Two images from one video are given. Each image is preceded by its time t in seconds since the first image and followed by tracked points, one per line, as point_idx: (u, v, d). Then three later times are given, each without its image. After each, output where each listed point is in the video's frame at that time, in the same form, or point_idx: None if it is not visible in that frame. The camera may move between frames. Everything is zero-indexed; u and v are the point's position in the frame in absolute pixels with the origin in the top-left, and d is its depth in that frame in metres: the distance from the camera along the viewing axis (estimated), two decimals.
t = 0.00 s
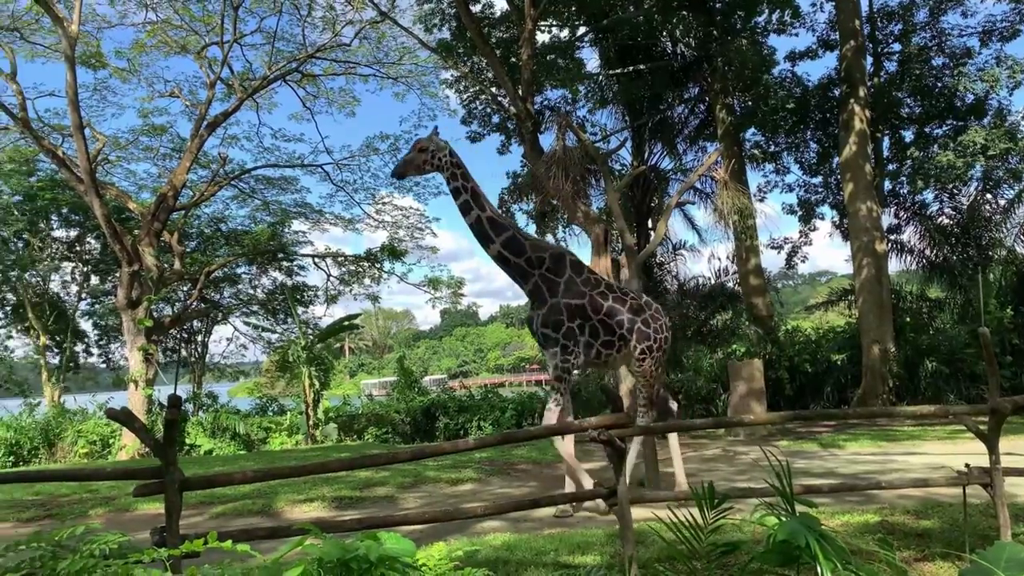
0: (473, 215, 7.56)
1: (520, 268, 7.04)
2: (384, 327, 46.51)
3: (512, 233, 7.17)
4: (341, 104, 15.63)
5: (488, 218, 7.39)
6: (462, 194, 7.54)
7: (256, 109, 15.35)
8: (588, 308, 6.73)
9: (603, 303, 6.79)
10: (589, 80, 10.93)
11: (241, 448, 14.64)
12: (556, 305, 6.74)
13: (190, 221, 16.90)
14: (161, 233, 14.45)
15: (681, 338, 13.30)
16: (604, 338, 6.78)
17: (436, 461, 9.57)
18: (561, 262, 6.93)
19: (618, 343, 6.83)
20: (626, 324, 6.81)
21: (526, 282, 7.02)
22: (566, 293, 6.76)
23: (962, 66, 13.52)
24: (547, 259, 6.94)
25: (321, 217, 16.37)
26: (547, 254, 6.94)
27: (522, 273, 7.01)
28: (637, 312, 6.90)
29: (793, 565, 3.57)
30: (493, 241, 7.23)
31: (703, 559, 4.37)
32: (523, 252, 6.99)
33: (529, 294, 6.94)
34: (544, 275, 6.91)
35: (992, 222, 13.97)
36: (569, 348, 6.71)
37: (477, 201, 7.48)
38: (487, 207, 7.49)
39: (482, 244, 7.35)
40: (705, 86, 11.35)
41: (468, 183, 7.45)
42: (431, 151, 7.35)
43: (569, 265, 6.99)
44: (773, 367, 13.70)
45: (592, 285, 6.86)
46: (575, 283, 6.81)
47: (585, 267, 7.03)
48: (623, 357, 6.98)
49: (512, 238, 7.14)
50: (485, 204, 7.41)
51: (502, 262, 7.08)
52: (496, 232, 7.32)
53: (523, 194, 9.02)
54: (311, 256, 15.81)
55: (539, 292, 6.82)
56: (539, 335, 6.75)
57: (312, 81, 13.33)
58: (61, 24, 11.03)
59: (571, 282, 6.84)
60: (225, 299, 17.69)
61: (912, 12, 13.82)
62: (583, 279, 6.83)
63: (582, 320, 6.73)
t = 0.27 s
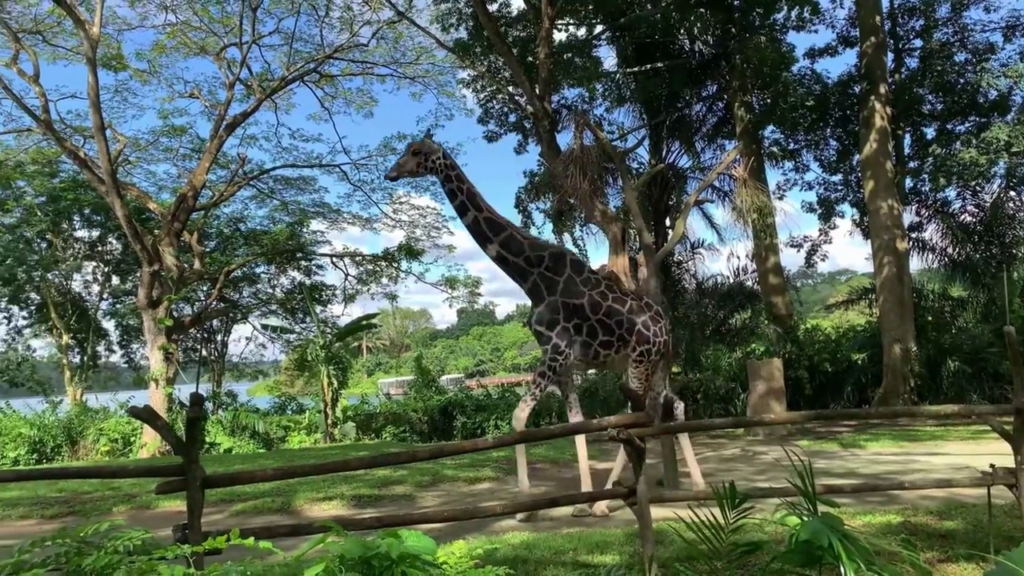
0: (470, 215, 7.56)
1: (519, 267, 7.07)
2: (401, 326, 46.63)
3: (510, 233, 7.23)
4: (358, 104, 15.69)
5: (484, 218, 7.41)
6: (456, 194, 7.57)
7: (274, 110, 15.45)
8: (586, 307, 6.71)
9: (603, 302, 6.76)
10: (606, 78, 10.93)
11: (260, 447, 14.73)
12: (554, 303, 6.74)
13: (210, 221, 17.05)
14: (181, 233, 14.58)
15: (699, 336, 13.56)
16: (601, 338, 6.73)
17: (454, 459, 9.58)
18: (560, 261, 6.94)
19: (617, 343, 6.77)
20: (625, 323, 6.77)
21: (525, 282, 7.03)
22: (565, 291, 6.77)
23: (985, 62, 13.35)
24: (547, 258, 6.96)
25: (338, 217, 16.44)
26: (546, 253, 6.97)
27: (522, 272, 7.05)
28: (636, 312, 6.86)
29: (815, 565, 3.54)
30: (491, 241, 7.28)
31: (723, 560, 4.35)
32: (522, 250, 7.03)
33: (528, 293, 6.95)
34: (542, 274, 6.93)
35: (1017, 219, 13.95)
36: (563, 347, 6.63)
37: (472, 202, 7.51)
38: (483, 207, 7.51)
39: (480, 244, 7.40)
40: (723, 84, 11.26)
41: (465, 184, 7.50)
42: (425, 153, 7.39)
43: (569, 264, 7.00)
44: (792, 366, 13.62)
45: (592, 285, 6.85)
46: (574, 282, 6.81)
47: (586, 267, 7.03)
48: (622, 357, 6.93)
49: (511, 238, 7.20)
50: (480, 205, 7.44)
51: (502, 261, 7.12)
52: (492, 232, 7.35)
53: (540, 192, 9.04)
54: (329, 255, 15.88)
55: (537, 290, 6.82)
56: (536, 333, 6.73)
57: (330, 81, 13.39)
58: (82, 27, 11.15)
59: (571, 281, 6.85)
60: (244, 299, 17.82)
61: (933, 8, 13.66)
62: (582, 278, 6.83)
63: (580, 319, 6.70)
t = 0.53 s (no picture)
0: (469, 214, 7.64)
1: (513, 269, 7.10)
2: (425, 326, 46.78)
3: (506, 235, 7.27)
4: (382, 105, 15.79)
5: (482, 219, 7.50)
6: (457, 192, 7.67)
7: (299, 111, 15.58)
8: (581, 307, 6.73)
9: (597, 302, 6.76)
10: (630, 77, 10.92)
11: (287, 445, 14.86)
12: (547, 305, 6.75)
13: (236, 222, 17.24)
14: (208, 233, 14.74)
15: (724, 336, 13.51)
16: (598, 338, 6.73)
17: (479, 458, 9.60)
18: (555, 264, 6.97)
19: (614, 342, 6.76)
20: (621, 322, 6.76)
21: (519, 284, 7.05)
22: (559, 293, 6.79)
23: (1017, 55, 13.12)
24: (541, 261, 7.00)
25: (363, 217, 16.54)
26: (541, 255, 7.01)
27: (516, 274, 7.06)
28: (632, 309, 6.84)
29: (846, 566, 3.51)
30: (487, 242, 7.33)
31: (753, 560, 4.31)
32: (517, 252, 7.06)
33: (523, 295, 6.97)
34: (536, 276, 6.95)
35: None
36: (557, 349, 6.68)
37: (471, 201, 7.60)
38: (481, 207, 7.59)
39: (477, 245, 7.46)
40: (748, 81, 11.16)
41: (462, 185, 7.60)
42: (425, 151, 7.48)
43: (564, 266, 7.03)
44: (820, 365, 13.46)
45: (586, 286, 6.85)
46: (568, 284, 6.83)
47: (581, 268, 7.05)
48: (619, 357, 6.91)
49: (506, 240, 7.24)
50: (479, 205, 7.53)
51: (497, 264, 7.16)
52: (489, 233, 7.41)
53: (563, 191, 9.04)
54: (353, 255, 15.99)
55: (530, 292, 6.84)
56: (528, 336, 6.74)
57: (354, 82, 13.48)
58: (112, 31, 11.32)
59: (565, 283, 6.87)
60: (270, 299, 17.99)
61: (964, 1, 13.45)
62: (576, 279, 6.85)
63: (574, 320, 6.70)
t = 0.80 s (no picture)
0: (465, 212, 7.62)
1: (507, 268, 7.11)
2: (445, 325, 46.85)
3: (499, 234, 7.25)
4: (403, 104, 15.85)
5: (477, 217, 7.47)
6: (454, 189, 7.64)
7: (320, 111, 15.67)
8: (574, 306, 6.74)
9: (589, 300, 6.77)
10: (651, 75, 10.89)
11: (309, 444, 14.95)
12: (539, 303, 6.75)
13: (259, 221, 17.38)
14: (231, 233, 14.87)
15: (747, 336, 13.26)
16: (591, 337, 6.69)
17: (500, 457, 9.61)
18: (548, 264, 6.98)
19: (607, 341, 6.72)
20: (614, 319, 6.74)
21: (512, 284, 7.05)
22: (551, 291, 6.79)
23: None
24: (535, 261, 7.01)
25: (383, 216, 16.61)
26: (534, 255, 7.02)
27: (510, 273, 7.06)
28: (626, 307, 6.85)
29: (874, 567, 3.47)
30: (481, 241, 7.29)
31: (779, 561, 4.26)
32: (510, 251, 7.07)
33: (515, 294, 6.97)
34: (528, 275, 6.95)
35: None
36: (549, 348, 6.67)
37: (466, 199, 7.59)
38: (478, 205, 7.58)
39: (471, 244, 7.43)
40: (770, 79, 11.14)
41: (458, 182, 7.58)
42: (421, 145, 7.48)
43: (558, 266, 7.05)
44: (844, 365, 13.28)
45: (579, 285, 6.86)
46: (560, 283, 6.84)
47: (574, 268, 7.06)
48: (613, 357, 6.85)
49: (500, 239, 7.22)
50: (474, 202, 7.51)
51: (489, 263, 7.16)
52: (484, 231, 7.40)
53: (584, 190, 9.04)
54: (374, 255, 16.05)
55: (522, 291, 6.84)
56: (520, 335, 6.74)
57: (374, 82, 13.53)
58: (136, 34, 11.45)
59: (558, 282, 6.88)
60: (292, 298, 18.11)
61: None
62: (569, 278, 6.87)
63: (565, 319, 6.70)
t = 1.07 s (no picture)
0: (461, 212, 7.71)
1: (504, 266, 7.15)
2: (461, 326, 46.93)
3: (496, 233, 7.32)
4: (421, 105, 15.91)
5: (473, 216, 7.56)
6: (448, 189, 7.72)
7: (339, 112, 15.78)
8: (570, 305, 6.72)
9: (586, 300, 6.74)
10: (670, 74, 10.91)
11: (329, 443, 15.02)
12: (536, 302, 6.74)
13: (279, 222, 17.50)
14: (252, 234, 14.97)
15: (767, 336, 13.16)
16: (586, 338, 6.71)
17: (519, 457, 9.62)
18: (547, 263, 7.00)
19: (602, 341, 6.69)
20: (608, 320, 6.68)
21: (510, 282, 7.07)
22: (548, 290, 6.77)
23: None
24: (533, 259, 7.05)
25: (401, 217, 16.67)
26: (533, 254, 7.06)
27: (507, 271, 7.12)
28: (622, 308, 6.75)
29: (902, 568, 3.43)
30: (478, 240, 7.38)
31: (805, 563, 4.22)
32: (508, 249, 7.12)
33: (513, 293, 6.98)
34: (525, 274, 6.99)
35: None
36: (548, 347, 6.67)
37: (461, 198, 7.68)
38: (473, 205, 7.67)
39: (467, 243, 7.53)
40: (790, 76, 11.12)
41: (453, 182, 7.69)
42: (414, 146, 7.65)
43: (557, 265, 7.05)
44: (865, 365, 13.17)
45: (577, 285, 6.84)
46: (558, 281, 6.83)
47: (573, 267, 7.04)
48: (609, 358, 6.78)
49: (497, 237, 7.27)
50: (469, 202, 7.60)
51: (487, 260, 7.21)
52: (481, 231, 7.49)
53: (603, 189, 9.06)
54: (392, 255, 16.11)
55: (520, 289, 6.84)
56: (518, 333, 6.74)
57: (393, 83, 13.59)
58: (158, 37, 11.57)
59: (556, 281, 6.88)
60: (312, 298, 18.21)
61: None
62: (567, 278, 6.85)
63: (563, 318, 6.70)
